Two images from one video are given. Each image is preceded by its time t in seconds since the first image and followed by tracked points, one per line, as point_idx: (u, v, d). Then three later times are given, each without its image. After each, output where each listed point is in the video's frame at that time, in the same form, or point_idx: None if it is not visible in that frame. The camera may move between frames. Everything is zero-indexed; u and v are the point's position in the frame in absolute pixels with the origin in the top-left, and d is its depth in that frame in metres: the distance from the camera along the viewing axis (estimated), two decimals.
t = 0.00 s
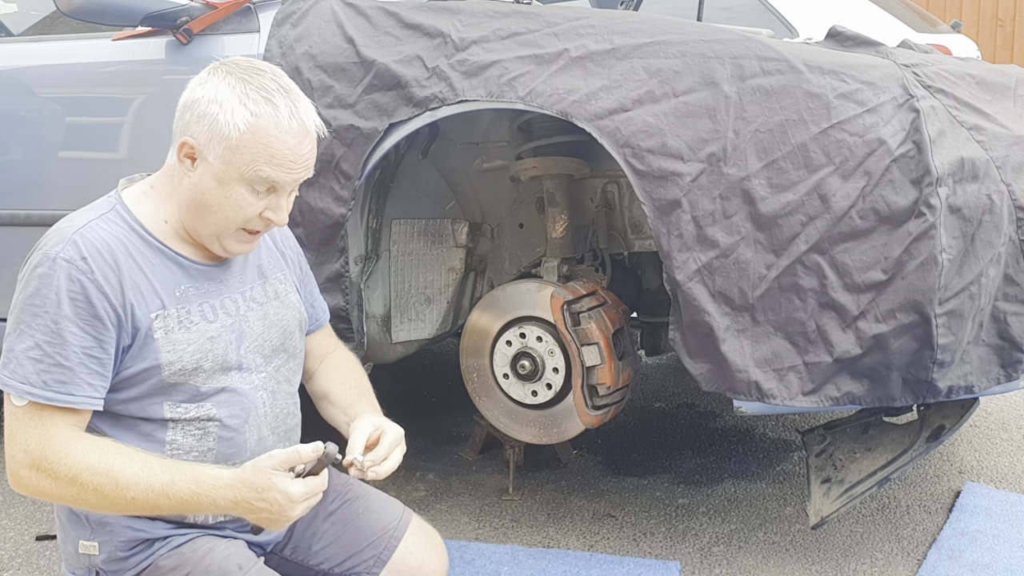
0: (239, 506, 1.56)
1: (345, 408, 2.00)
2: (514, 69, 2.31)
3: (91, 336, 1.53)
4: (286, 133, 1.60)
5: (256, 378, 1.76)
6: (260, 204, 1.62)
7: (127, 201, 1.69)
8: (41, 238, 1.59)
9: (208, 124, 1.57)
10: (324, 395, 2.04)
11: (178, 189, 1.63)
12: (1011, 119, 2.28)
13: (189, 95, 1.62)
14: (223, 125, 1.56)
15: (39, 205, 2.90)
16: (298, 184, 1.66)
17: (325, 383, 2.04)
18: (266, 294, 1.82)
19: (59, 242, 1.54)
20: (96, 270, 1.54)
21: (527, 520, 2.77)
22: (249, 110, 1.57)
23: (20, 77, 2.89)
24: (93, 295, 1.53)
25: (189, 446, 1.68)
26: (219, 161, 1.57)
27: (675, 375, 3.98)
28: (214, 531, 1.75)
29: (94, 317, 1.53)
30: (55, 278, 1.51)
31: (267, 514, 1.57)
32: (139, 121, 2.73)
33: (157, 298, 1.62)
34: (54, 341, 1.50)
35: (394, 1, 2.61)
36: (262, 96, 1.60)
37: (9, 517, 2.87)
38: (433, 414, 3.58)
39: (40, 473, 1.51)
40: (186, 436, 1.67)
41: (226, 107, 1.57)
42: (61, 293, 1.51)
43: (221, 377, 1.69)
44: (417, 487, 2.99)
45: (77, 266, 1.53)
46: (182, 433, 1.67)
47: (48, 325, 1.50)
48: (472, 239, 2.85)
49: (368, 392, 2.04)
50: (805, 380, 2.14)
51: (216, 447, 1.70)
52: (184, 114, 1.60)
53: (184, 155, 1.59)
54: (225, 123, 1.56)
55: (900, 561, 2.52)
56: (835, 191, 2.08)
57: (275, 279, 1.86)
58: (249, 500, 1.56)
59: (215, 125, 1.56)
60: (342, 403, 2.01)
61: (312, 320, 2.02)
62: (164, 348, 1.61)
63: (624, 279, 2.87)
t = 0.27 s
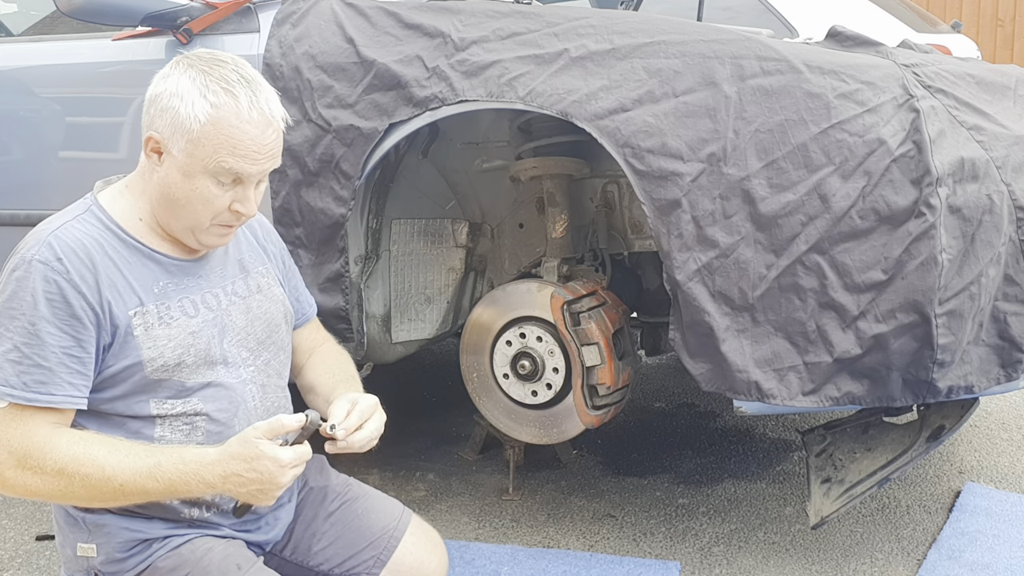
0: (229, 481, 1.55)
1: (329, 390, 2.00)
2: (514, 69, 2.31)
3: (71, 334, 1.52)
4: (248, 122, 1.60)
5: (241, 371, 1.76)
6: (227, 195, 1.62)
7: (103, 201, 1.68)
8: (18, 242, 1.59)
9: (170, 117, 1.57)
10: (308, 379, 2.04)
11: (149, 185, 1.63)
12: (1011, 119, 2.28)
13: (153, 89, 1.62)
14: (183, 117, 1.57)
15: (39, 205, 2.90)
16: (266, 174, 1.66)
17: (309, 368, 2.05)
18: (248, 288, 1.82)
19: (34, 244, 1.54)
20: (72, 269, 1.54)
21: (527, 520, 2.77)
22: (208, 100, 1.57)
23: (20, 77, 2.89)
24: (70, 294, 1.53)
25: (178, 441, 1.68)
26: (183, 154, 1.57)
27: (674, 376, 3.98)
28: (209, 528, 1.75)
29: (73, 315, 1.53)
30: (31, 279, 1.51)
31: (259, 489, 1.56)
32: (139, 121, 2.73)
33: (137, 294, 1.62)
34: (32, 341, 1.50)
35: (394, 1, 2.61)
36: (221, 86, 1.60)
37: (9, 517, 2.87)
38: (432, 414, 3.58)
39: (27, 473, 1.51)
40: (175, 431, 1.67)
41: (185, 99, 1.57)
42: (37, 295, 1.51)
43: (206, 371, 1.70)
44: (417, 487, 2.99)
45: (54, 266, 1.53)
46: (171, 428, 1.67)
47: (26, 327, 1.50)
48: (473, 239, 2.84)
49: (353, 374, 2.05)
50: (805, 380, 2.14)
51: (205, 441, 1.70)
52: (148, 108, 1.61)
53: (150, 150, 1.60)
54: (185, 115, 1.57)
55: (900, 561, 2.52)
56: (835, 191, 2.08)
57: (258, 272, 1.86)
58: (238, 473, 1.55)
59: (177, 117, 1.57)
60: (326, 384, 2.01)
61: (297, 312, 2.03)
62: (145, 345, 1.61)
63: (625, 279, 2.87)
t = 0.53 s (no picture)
0: (189, 558, 1.50)
1: (335, 380, 2.06)
2: (514, 69, 2.31)
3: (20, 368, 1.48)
4: (147, 116, 1.48)
5: (213, 381, 1.70)
6: (142, 198, 1.50)
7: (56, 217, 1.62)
8: None
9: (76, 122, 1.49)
10: (306, 362, 2.07)
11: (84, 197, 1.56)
12: (1011, 119, 2.28)
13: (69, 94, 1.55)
14: (81, 118, 1.47)
15: (39, 205, 2.91)
16: (186, 172, 1.53)
17: (305, 351, 2.06)
18: (219, 292, 1.76)
19: None
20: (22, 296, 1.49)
21: (527, 520, 2.77)
22: (99, 97, 1.47)
23: (20, 76, 2.89)
24: (18, 324, 1.48)
25: (151, 459, 1.63)
26: (94, 159, 1.48)
27: (674, 375, 3.98)
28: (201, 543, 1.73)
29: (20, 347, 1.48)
30: None
31: (213, 567, 1.50)
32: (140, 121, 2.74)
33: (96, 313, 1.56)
34: None
35: (394, 1, 2.61)
36: (108, 80, 1.48)
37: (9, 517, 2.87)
38: (433, 414, 3.59)
39: None
40: (148, 449, 1.63)
41: (82, 99, 1.48)
42: None
43: (173, 388, 1.64)
44: (417, 487, 3.00)
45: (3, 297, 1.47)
46: (144, 447, 1.63)
47: None
48: (473, 239, 2.85)
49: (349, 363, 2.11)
50: (805, 380, 2.14)
51: (180, 459, 1.66)
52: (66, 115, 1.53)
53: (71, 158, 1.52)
54: (82, 118, 1.47)
55: (900, 561, 2.52)
56: (835, 192, 2.08)
57: (230, 275, 1.79)
58: (197, 554, 1.50)
59: (79, 121, 1.48)
60: (330, 374, 2.06)
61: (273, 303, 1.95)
62: (109, 368, 1.56)
63: (625, 279, 2.87)
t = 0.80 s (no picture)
0: None
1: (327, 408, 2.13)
2: (514, 68, 2.31)
3: (94, 361, 1.51)
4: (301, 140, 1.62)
5: (261, 391, 1.77)
6: (287, 207, 1.64)
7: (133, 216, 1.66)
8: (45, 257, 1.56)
9: (224, 142, 1.56)
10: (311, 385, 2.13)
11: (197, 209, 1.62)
12: (1011, 119, 2.28)
13: (186, 114, 1.60)
14: (243, 141, 1.56)
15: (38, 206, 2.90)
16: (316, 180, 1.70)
17: (301, 376, 2.13)
18: (270, 305, 1.83)
19: (66, 262, 1.52)
20: (108, 290, 1.53)
21: (527, 520, 2.77)
22: (265, 123, 1.59)
23: (20, 76, 2.89)
24: (99, 317, 1.52)
25: (194, 459, 1.68)
26: (243, 174, 1.57)
27: (674, 376, 3.99)
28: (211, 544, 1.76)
29: (100, 342, 1.52)
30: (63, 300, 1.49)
31: None
32: (139, 121, 2.74)
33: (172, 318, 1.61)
34: (53, 365, 1.48)
35: (394, 1, 2.61)
36: (266, 106, 1.60)
37: (9, 517, 2.87)
38: (433, 414, 3.59)
39: (38, 502, 1.49)
40: (192, 449, 1.67)
41: (240, 122, 1.57)
42: (68, 316, 1.49)
43: (227, 394, 1.70)
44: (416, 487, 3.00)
45: (86, 287, 1.51)
46: (189, 447, 1.67)
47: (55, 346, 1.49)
48: (473, 239, 2.85)
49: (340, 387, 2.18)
50: (805, 380, 2.14)
51: (221, 461, 1.71)
52: (187, 134, 1.58)
53: (200, 174, 1.58)
54: (242, 137, 1.57)
55: (900, 561, 2.52)
56: (835, 192, 2.08)
57: (277, 290, 1.87)
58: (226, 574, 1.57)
59: (230, 141, 1.56)
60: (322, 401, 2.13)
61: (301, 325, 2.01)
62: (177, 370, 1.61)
63: (624, 279, 2.87)
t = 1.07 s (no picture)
0: None
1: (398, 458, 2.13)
2: (514, 69, 2.31)
3: (227, 368, 1.55)
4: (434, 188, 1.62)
5: (331, 416, 1.83)
6: (404, 249, 1.63)
7: (256, 221, 1.69)
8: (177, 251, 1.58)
9: (358, 175, 1.57)
10: (381, 429, 2.13)
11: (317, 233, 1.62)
12: (1011, 119, 2.28)
13: (332, 141, 1.61)
14: (380, 178, 1.56)
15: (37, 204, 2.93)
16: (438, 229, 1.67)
17: (376, 419, 2.13)
18: (352, 336, 1.84)
19: (211, 266, 1.55)
20: (247, 302, 1.58)
21: (527, 520, 2.77)
22: (406, 165, 1.58)
23: (21, 76, 2.91)
24: (241, 328, 1.56)
25: (253, 472, 1.76)
26: (372, 211, 1.57)
27: (674, 375, 3.99)
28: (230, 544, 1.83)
29: (232, 350, 1.56)
30: (208, 306, 1.53)
31: None
32: (140, 121, 2.74)
33: (287, 337, 1.65)
34: (190, 367, 1.52)
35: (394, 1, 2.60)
36: (412, 149, 1.60)
37: (9, 517, 2.87)
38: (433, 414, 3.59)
39: (173, 509, 1.53)
40: (254, 462, 1.74)
41: (379, 157, 1.57)
42: (212, 322, 1.53)
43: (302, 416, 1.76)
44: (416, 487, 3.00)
45: (229, 297, 1.55)
46: (251, 459, 1.74)
47: (198, 350, 1.52)
48: (473, 239, 2.83)
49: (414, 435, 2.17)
50: (805, 380, 2.14)
51: (275, 479, 1.80)
52: (329, 161, 1.59)
53: (330, 202, 1.58)
54: (381, 173, 1.57)
55: (900, 561, 2.52)
56: (835, 192, 2.08)
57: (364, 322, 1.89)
58: None
59: (364, 175, 1.57)
60: (394, 449, 2.13)
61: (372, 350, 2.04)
62: (273, 386, 1.67)
63: (623, 279, 2.89)
